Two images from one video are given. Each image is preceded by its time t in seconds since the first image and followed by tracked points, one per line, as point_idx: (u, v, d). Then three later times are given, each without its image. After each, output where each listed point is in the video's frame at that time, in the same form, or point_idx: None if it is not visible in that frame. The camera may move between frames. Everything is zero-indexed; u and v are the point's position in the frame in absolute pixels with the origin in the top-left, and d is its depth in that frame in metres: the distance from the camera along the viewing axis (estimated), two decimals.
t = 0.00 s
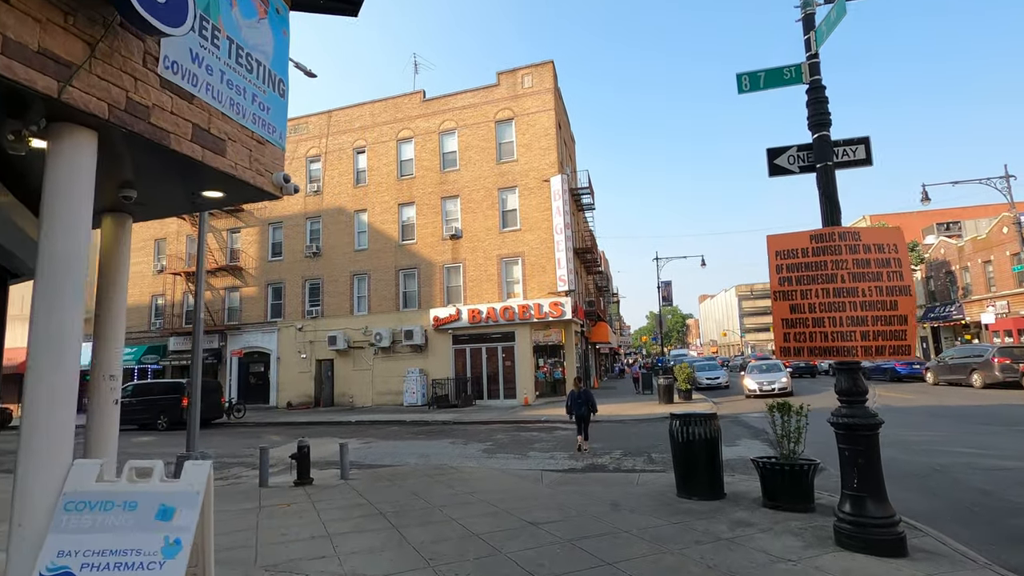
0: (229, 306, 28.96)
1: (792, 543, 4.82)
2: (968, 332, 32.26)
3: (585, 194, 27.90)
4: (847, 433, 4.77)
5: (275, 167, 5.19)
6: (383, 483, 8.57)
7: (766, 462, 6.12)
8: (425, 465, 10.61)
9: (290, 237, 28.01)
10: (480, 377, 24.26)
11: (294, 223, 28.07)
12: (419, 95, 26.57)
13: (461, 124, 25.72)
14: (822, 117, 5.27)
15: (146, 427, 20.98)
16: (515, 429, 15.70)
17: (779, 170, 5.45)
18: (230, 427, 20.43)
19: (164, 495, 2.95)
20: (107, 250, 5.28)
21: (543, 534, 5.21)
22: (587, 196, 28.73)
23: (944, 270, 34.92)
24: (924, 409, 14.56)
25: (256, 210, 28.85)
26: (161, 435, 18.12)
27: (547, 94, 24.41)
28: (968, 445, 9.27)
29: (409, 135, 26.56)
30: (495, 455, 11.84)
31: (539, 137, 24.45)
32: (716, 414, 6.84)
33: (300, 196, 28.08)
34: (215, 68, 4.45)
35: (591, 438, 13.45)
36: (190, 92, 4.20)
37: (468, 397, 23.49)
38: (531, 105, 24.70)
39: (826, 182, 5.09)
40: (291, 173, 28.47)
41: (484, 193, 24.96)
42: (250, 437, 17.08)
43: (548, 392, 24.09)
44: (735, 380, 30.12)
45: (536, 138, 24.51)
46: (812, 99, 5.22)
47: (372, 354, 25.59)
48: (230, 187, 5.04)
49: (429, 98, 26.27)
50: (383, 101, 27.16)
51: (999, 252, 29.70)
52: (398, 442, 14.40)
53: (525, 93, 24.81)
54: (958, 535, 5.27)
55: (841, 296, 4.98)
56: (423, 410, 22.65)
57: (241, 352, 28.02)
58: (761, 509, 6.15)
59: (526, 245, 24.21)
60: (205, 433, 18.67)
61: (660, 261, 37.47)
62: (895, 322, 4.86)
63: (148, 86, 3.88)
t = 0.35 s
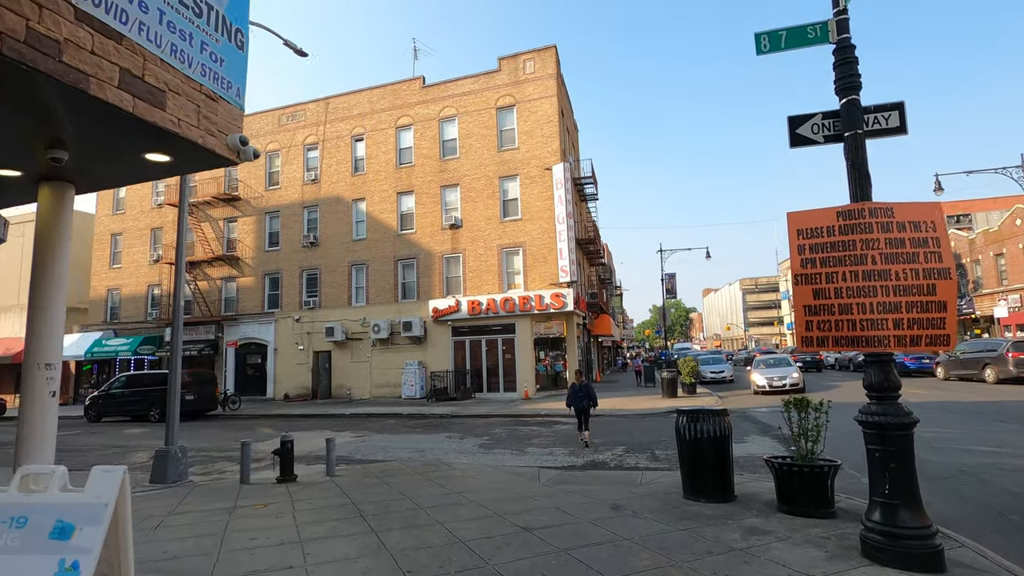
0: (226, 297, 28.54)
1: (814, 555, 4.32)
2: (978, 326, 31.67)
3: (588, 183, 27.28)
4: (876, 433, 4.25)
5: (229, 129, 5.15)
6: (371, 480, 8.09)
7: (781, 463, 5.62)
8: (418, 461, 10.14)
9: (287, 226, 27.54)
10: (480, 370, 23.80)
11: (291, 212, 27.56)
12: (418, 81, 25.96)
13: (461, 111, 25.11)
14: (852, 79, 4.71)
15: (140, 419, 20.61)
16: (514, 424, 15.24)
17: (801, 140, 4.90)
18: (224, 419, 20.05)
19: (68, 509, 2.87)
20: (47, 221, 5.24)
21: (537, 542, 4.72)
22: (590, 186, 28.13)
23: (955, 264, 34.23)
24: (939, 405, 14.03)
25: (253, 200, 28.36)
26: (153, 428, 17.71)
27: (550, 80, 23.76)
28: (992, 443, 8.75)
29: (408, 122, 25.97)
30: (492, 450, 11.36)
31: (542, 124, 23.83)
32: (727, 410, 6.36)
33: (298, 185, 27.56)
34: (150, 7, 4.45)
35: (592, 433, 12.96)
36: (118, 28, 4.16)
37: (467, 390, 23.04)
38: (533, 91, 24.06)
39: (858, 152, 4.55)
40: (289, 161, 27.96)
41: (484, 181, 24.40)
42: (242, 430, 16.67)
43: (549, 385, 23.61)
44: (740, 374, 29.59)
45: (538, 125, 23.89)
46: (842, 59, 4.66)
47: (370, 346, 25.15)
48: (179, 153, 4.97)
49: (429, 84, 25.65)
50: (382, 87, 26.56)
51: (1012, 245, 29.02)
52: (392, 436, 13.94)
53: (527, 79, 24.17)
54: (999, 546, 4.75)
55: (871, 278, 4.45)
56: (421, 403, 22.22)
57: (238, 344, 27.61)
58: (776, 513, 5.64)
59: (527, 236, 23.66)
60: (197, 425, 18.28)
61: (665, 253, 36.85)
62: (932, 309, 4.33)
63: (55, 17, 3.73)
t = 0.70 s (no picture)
0: (215, 292, 27.91)
1: None
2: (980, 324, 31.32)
3: (585, 177, 26.69)
4: (909, 450, 3.72)
5: (155, 90, 5.79)
6: (349, 489, 7.55)
7: (793, 477, 5.11)
8: (403, 466, 9.59)
9: (277, 219, 26.90)
10: (473, 368, 23.26)
11: (281, 206, 26.91)
12: (412, 71, 25.30)
13: (455, 102, 24.48)
14: (881, 45, 4.15)
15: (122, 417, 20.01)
16: (506, 424, 14.71)
17: (821, 115, 4.34)
18: (210, 418, 19.49)
19: None
20: None
21: (520, 569, 4.17)
22: (587, 180, 27.56)
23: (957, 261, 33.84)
24: (947, 407, 13.56)
25: (242, 192, 27.68)
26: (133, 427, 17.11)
27: (546, 70, 23.14)
28: (1010, 450, 8.25)
29: (401, 113, 25.31)
30: (482, 453, 10.82)
31: (538, 115, 23.22)
32: (734, 417, 5.82)
33: (288, 177, 26.88)
34: None
35: (586, 434, 12.43)
36: None
37: (460, 388, 22.49)
38: (529, 82, 23.43)
39: (889, 128, 4.00)
40: (279, 153, 27.29)
41: (479, 174, 23.80)
42: (225, 429, 16.10)
43: (545, 383, 23.10)
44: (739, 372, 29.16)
45: (534, 117, 23.27)
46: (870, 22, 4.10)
47: (361, 343, 24.57)
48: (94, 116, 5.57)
49: (422, 74, 25.00)
50: (374, 77, 25.90)
51: (1016, 242, 28.63)
52: (379, 437, 13.39)
53: (523, 70, 23.54)
54: None
55: (904, 271, 3.89)
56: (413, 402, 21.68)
57: (226, 340, 26.99)
58: (788, 533, 5.11)
59: (522, 230, 23.08)
60: (180, 423, 17.71)
61: (663, 249, 36.27)
62: (976, 307, 3.76)
63: None
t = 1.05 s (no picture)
0: (205, 290, 27.31)
1: None
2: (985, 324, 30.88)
3: (584, 173, 26.13)
4: (967, 457, 3.19)
5: (61, 16, 4.39)
6: (329, 495, 6.99)
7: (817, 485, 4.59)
8: (390, 469, 9.02)
9: (269, 215, 26.30)
10: (469, 367, 22.70)
11: (273, 201, 26.31)
12: (407, 64, 24.73)
13: (451, 95, 23.91)
14: None
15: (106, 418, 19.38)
16: (501, 425, 14.15)
17: (856, 72, 3.81)
18: (196, 418, 18.89)
19: None
20: None
21: None
22: (586, 176, 27.03)
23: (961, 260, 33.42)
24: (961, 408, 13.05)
25: (233, 188, 27.09)
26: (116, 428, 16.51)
27: (544, 62, 22.60)
28: None
29: (396, 106, 24.74)
30: (475, 456, 10.25)
31: (535, 109, 22.66)
32: (749, 418, 5.27)
33: (280, 173, 26.29)
34: None
35: (585, 435, 11.88)
36: None
37: (456, 388, 21.92)
38: (527, 75, 22.88)
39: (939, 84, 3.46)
40: (271, 147, 26.69)
41: (475, 169, 23.24)
42: (210, 430, 15.51)
43: (542, 383, 22.55)
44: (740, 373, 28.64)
45: (532, 110, 22.71)
46: None
47: (354, 341, 23.99)
48: None
49: (417, 66, 24.42)
50: (369, 71, 25.34)
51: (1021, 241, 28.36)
52: (368, 439, 12.81)
53: (520, 62, 22.99)
54: None
55: (958, 248, 3.35)
56: (407, 402, 21.10)
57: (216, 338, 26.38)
58: (811, 549, 4.57)
59: (519, 226, 22.51)
60: (164, 424, 17.11)
61: (662, 247, 35.74)
62: None
63: None
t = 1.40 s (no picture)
0: (193, 291, 26.72)
1: None
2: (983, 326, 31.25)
3: (581, 173, 25.63)
4: None
5: None
6: (304, 515, 6.46)
7: (842, 514, 4.12)
8: (375, 482, 8.49)
9: (259, 214, 25.73)
10: (463, 371, 22.16)
11: (264, 200, 25.74)
12: (400, 60, 24.19)
13: (445, 92, 23.40)
14: None
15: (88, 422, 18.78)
16: (495, 432, 13.64)
17: (894, 46, 3.34)
18: (181, 423, 18.32)
19: None
20: None
21: None
22: (584, 176, 26.58)
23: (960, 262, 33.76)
24: (972, 416, 12.58)
25: (222, 186, 26.51)
26: (95, 434, 15.91)
27: (541, 59, 22.13)
28: None
29: (389, 104, 24.21)
30: (465, 467, 9.72)
31: (531, 106, 22.17)
32: (762, 435, 4.76)
33: (271, 171, 25.73)
34: None
35: (582, 444, 11.37)
36: None
37: (449, 391, 21.39)
38: (523, 71, 22.39)
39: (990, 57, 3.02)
40: (261, 145, 26.13)
41: (470, 167, 22.72)
42: (192, 436, 14.93)
43: (538, 387, 22.04)
44: (740, 376, 28.21)
45: (528, 108, 22.21)
46: None
47: (346, 344, 23.42)
48: None
49: (412, 63, 23.91)
50: (361, 67, 24.81)
51: None
52: (355, 446, 12.26)
53: (516, 58, 22.49)
54: None
55: (1018, 248, 2.96)
56: (399, 406, 20.55)
57: (204, 340, 25.78)
58: None
59: (515, 226, 22.00)
60: (145, 429, 16.52)
61: (660, 248, 35.27)
62: None
63: None
